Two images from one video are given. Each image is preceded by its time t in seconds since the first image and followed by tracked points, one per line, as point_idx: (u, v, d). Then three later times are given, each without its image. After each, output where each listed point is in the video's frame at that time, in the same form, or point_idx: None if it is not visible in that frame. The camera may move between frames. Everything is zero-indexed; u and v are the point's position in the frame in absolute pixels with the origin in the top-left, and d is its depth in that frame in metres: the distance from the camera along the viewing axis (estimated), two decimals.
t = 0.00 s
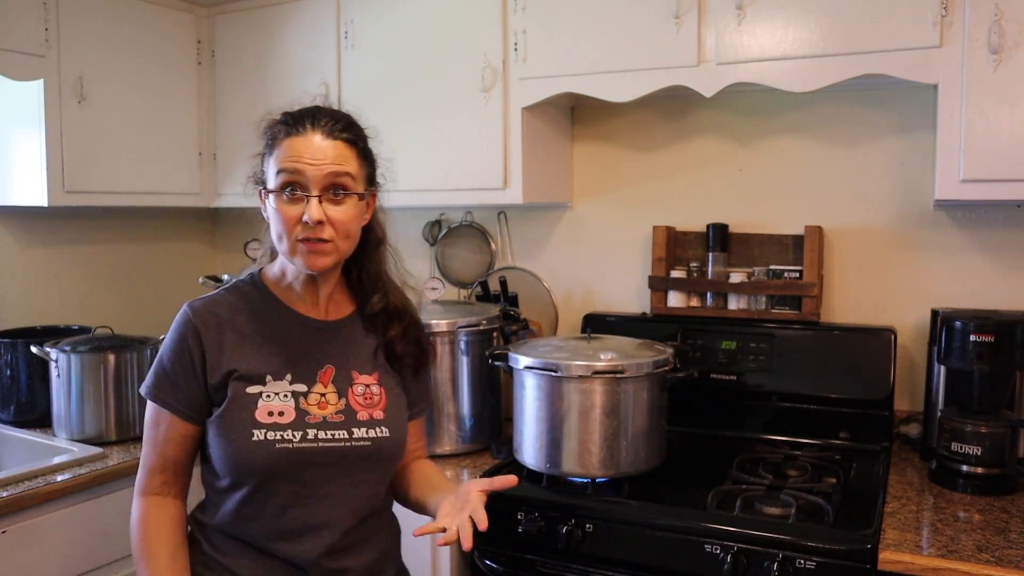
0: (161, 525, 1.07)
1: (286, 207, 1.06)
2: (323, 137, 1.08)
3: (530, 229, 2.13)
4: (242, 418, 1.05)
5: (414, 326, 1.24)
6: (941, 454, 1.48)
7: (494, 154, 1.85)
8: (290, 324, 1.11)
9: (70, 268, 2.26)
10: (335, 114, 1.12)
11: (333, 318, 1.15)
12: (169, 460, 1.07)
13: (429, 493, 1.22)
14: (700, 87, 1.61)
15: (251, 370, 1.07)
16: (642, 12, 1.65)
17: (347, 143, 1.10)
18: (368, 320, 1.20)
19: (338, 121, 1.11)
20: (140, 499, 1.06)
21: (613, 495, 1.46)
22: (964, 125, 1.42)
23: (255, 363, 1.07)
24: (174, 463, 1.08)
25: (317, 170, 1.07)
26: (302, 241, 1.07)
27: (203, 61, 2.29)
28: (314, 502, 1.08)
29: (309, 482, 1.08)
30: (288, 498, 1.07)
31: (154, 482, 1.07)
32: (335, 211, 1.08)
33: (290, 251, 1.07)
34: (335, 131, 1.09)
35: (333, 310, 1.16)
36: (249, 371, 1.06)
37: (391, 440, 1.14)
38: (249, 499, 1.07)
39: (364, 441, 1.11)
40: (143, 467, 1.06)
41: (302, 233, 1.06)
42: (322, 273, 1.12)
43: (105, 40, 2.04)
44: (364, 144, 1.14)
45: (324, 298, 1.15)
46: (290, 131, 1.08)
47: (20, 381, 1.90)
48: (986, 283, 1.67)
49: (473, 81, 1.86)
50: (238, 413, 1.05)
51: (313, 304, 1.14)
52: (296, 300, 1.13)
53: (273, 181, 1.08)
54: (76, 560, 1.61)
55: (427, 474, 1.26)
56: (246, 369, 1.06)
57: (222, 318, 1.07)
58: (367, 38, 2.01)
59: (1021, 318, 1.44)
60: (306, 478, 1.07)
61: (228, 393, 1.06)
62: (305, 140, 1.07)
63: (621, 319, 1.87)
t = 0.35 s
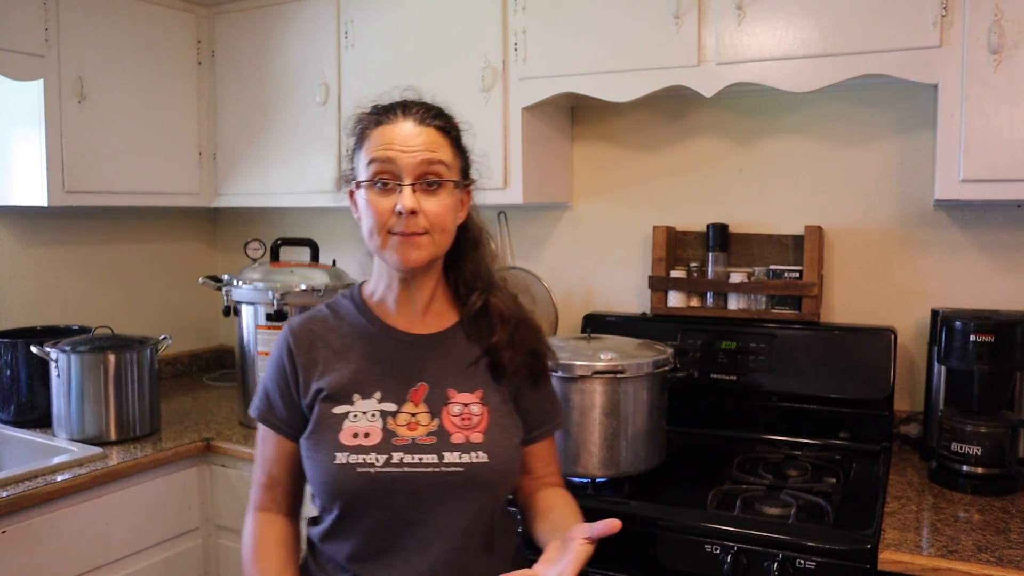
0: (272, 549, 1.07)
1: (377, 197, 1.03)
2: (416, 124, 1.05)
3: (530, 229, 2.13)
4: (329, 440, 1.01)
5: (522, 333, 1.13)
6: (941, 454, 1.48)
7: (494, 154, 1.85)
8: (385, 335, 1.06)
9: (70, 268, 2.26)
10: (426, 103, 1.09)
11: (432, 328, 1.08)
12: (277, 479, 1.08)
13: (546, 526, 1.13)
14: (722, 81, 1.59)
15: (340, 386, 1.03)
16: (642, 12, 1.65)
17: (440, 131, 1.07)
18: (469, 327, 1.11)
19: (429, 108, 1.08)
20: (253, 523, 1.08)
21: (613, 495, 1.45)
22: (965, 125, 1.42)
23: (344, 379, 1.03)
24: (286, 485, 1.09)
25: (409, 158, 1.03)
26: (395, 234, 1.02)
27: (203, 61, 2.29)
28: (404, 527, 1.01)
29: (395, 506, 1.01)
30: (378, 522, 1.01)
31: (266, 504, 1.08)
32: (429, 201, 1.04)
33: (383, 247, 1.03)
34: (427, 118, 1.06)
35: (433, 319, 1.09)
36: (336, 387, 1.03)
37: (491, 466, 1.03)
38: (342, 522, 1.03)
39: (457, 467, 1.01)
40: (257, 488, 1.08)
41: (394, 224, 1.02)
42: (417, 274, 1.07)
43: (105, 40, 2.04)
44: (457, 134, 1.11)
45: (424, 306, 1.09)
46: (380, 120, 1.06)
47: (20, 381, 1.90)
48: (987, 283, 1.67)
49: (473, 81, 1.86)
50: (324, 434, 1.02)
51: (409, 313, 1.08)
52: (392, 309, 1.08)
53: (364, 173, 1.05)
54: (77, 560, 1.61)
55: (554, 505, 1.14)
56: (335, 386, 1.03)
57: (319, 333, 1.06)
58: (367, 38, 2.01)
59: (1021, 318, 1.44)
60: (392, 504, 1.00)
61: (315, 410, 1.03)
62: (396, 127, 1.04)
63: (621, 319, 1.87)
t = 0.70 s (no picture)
0: (415, 522, 1.19)
1: (495, 172, 1.06)
2: (538, 96, 1.07)
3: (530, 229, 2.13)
4: (438, 424, 1.09)
5: (648, 316, 1.08)
6: (941, 454, 1.48)
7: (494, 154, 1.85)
8: (499, 322, 1.10)
9: (70, 268, 2.26)
10: (550, 78, 1.11)
11: (548, 311, 1.10)
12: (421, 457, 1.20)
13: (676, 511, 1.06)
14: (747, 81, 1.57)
15: (454, 373, 1.09)
16: (642, 12, 1.65)
17: (562, 105, 1.08)
18: (585, 306, 1.10)
19: (551, 83, 1.10)
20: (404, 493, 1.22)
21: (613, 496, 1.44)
22: (965, 125, 1.42)
23: (458, 366, 1.10)
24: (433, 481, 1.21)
25: (530, 133, 1.05)
26: (515, 209, 1.05)
27: (203, 61, 2.29)
28: (496, 519, 1.06)
29: (491, 497, 1.05)
30: (478, 508, 1.06)
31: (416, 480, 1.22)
32: (551, 176, 1.05)
33: (500, 223, 1.06)
34: (549, 92, 1.08)
35: (551, 299, 1.11)
36: (450, 375, 1.10)
37: (590, 465, 1.01)
38: (452, 506, 1.10)
39: (552, 464, 1.01)
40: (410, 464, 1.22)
41: (515, 199, 1.04)
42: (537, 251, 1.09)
43: (105, 40, 2.04)
44: (579, 110, 1.12)
45: (543, 286, 1.11)
46: (502, 92, 1.09)
47: (20, 381, 1.90)
48: (987, 283, 1.67)
49: (473, 81, 1.86)
50: (436, 420, 1.09)
51: (524, 293, 1.11)
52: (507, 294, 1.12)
53: (485, 147, 1.08)
54: (76, 560, 1.61)
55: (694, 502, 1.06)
56: (449, 373, 1.10)
57: (443, 326, 1.15)
58: (367, 38, 2.01)
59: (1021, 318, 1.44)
60: (488, 494, 1.05)
61: (432, 398, 1.11)
62: (517, 99, 1.07)
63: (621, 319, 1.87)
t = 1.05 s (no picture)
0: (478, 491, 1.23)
1: (547, 171, 1.04)
2: (592, 93, 1.05)
3: (530, 229, 2.13)
4: (479, 415, 1.11)
5: (690, 325, 1.01)
6: (941, 454, 1.48)
7: (494, 154, 1.85)
8: (543, 320, 1.10)
9: (70, 268, 2.27)
10: (608, 75, 1.08)
11: (591, 312, 1.07)
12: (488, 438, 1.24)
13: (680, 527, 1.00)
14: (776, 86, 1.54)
15: (499, 366, 1.11)
16: (642, 13, 1.65)
17: (616, 103, 1.05)
18: (627, 308, 1.06)
19: (607, 80, 1.07)
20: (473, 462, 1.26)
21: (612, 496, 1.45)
22: (965, 125, 1.42)
23: (504, 360, 1.11)
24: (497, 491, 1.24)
25: (583, 133, 1.03)
26: (564, 208, 1.03)
27: (203, 61, 2.29)
28: (519, 514, 1.06)
29: (516, 493, 1.05)
30: (502, 500, 1.07)
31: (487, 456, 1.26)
32: (602, 175, 1.03)
33: (549, 222, 1.04)
34: (603, 89, 1.05)
35: (597, 301, 1.08)
36: (497, 367, 1.11)
37: (604, 475, 0.98)
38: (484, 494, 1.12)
39: (569, 468, 1.00)
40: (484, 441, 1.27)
41: (565, 198, 1.02)
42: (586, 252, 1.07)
43: (105, 40, 2.04)
44: (634, 108, 1.09)
45: (589, 287, 1.08)
46: (555, 89, 1.07)
47: (20, 381, 1.90)
48: (987, 283, 1.67)
49: (473, 81, 1.86)
50: (479, 411, 1.11)
51: (570, 292, 1.09)
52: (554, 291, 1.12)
53: (538, 145, 1.06)
54: (76, 560, 1.61)
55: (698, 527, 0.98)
56: (496, 366, 1.12)
57: (500, 320, 1.17)
58: (367, 38, 2.01)
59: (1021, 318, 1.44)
60: (513, 489, 1.05)
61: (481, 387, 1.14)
62: (570, 97, 1.05)
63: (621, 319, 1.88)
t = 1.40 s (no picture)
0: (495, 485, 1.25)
1: (567, 164, 1.06)
2: (614, 90, 1.07)
3: (530, 229, 2.13)
4: (486, 402, 1.13)
5: (701, 323, 1.03)
6: (941, 454, 1.48)
7: (494, 154, 1.85)
8: (552, 312, 1.12)
9: (70, 268, 2.27)
10: (630, 74, 1.10)
11: (603, 305, 1.09)
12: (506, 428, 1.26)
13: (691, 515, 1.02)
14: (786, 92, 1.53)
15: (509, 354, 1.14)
16: (642, 12, 1.65)
17: (637, 101, 1.07)
18: (638, 303, 1.08)
19: (628, 78, 1.09)
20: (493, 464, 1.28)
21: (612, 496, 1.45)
22: (965, 125, 1.42)
23: (514, 349, 1.14)
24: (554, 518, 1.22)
25: (603, 128, 1.04)
26: (582, 201, 1.04)
27: (203, 61, 2.29)
28: (520, 500, 1.09)
29: (518, 479, 1.07)
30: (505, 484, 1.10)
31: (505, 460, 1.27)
32: (621, 171, 1.04)
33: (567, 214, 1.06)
34: (624, 87, 1.07)
35: (608, 294, 1.10)
36: (507, 355, 1.14)
37: (603, 463, 1.00)
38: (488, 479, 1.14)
39: (569, 455, 1.02)
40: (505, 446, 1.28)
41: (584, 191, 1.04)
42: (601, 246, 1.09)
43: (105, 40, 2.05)
44: (652, 107, 1.10)
45: (601, 280, 1.10)
46: (577, 84, 1.09)
47: (20, 381, 1.90)
48: (987, 283, 1.67)
49: (473, 81, 1.86)
50: (488, 398, 1.14)
51: (583, 285, 1.11)
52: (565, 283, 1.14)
53: (557, 139, 1.08)
54: (75, 560, 1.61)
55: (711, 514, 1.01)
56: (506, 354, 1.14)
57: (512, 309, 1.19)
58: (367, 38, 2.01)
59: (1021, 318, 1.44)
60: (515, 475, 1.08)
61: (490, 374, 1.16)
62: (593, 93, 1.06)
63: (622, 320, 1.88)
